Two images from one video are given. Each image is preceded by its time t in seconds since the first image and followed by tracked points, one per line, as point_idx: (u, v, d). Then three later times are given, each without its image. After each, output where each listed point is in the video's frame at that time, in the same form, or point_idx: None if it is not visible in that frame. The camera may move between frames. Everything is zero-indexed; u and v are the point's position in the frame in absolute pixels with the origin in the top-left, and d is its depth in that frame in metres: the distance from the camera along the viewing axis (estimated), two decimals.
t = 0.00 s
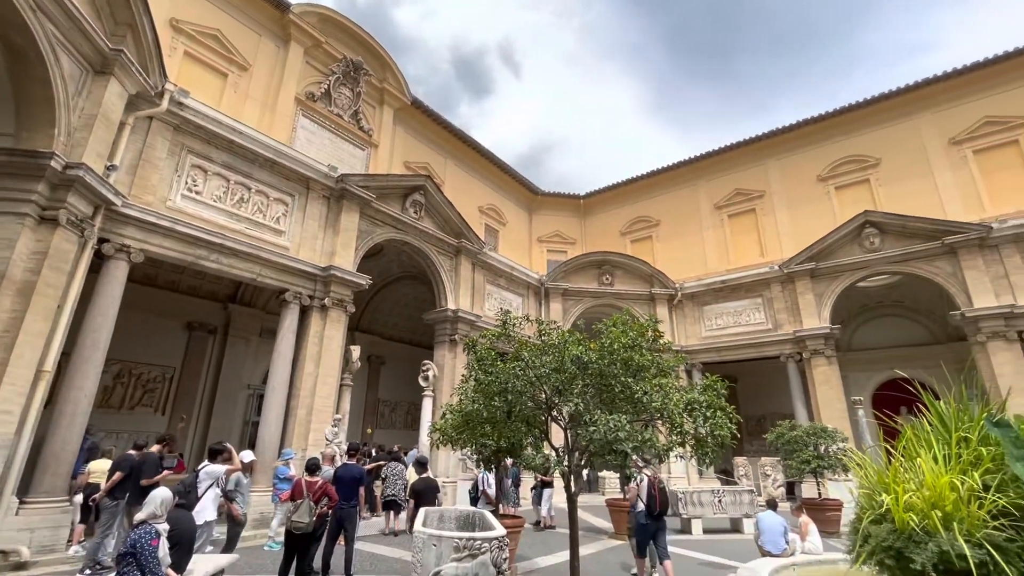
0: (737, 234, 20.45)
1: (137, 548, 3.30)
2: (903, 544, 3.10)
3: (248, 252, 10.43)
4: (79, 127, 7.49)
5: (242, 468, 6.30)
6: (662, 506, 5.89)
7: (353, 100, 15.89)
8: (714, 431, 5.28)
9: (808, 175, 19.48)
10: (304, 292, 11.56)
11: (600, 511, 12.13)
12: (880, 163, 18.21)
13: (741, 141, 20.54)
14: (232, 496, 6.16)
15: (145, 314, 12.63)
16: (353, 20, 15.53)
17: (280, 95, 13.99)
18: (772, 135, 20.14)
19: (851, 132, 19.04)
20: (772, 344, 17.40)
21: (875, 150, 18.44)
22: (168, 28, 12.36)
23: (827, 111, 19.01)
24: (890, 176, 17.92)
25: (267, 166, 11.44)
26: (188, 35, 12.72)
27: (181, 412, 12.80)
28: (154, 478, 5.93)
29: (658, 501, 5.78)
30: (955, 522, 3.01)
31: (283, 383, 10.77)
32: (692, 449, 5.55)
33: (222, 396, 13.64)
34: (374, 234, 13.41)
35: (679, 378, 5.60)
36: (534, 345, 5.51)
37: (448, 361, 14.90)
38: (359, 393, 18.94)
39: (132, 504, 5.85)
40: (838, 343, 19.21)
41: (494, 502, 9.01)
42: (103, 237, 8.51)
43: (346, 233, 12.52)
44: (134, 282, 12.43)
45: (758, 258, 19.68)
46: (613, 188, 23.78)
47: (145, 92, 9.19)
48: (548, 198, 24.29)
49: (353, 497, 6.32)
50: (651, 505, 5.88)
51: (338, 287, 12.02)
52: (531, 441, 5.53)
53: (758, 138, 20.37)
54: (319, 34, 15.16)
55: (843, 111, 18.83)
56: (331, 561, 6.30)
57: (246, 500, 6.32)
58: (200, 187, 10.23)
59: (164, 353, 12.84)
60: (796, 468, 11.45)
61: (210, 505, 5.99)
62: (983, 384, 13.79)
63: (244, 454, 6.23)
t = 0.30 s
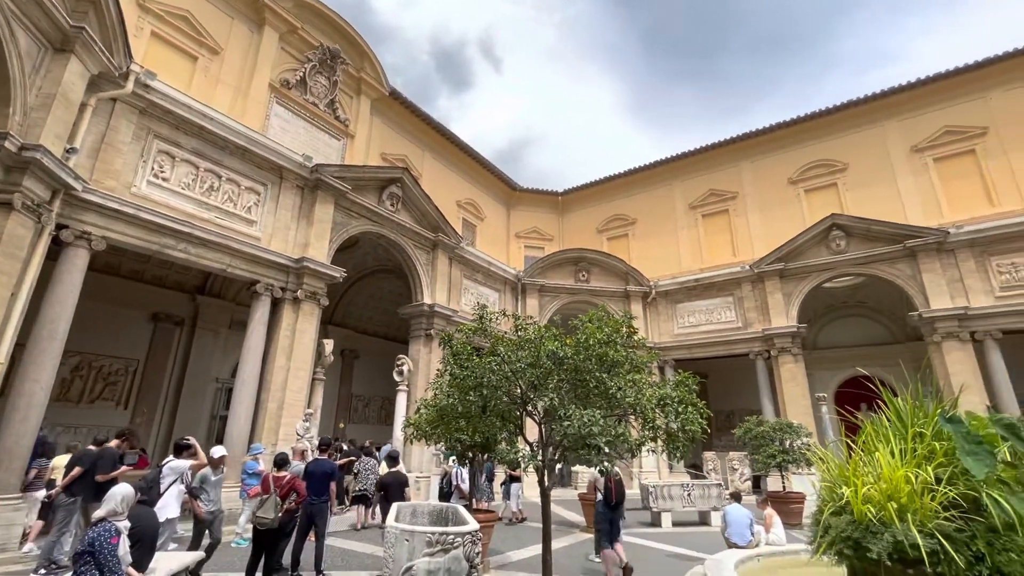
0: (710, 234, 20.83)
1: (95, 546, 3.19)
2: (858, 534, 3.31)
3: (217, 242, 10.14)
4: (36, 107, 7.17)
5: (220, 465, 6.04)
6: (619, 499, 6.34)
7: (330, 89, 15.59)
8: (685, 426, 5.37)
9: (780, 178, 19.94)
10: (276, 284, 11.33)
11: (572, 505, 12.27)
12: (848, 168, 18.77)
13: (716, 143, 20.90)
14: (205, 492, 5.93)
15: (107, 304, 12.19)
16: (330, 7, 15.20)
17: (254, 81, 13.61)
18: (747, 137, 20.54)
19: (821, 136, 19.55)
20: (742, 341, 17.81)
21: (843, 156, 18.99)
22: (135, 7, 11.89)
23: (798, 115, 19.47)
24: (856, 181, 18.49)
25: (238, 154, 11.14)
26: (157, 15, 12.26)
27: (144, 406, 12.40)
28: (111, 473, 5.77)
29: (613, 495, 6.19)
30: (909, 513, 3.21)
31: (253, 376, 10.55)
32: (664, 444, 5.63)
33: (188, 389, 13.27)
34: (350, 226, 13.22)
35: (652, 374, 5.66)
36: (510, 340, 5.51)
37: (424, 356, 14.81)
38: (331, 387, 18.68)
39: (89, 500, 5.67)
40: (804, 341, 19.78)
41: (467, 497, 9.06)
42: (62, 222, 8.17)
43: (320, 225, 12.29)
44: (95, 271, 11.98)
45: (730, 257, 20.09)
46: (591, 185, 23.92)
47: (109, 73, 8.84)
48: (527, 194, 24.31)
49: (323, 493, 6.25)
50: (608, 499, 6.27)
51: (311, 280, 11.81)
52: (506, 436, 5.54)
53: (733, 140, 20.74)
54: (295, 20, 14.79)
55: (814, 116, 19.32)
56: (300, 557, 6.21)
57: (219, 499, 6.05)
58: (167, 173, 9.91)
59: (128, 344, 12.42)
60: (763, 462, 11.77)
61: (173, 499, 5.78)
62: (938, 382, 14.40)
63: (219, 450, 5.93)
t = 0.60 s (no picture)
0: (686, 232, 21.16)
1: (54, 544, 3.09)
2: (823, 526, 3.73)
3: (186, 230, 9.86)
4: None
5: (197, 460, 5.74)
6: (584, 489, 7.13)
7: (306, 77, 15.29)
8: (658, 420, 5.48)
9: (753, 178, 20.37)
10: (248, 274, 11.09)
11: (547, 498, 12.39)
12: (818, 171, 19.28)
13: (693, 142, 21.21)
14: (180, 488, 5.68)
15: (69, 293, 11.75)
16: None
17: (226, 65, 13.24)
18: (722, 138, 20.89)
19: (794, 138, 20.01)
20: (714, 338, 18.19)
21: (814, 158, 19.49)
22: None
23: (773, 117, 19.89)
24: (826, 184, 19.01)
25: (209, 140, 10.84)
26: None
27: (107, 399, 12.01)
28: (69, 469, 5.48)
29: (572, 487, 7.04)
30: (868, 504, 3.70)
31: (223, 369, 10.33)
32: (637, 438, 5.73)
33: (155, 382, 12.90)
34: (325, 217, 13.02)
35: (626, 369, 5.74)
36: (487, 334, 5.51)
37: (400, 350, 14.71)
38: (305, 380, 18.42)
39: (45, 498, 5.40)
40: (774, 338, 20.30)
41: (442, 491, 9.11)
42: (20, 207, 7.84)
43: (295, 215, 12.07)
44: (56, 258, 11.53)
45: (705, 255, 20.45)
46: (569, 181, 24.03)
47: (71, 51, 8.49)
48: (505, 189, 24.30)
49: (295, 487, 6.17)
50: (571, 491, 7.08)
51: (285, 271, 11.60)
52: (482, 430, 5.56)
53: (709, 140, 21.08)
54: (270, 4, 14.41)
55: (788, 119, 19.76)
56: (270, 551, 6.13)
57: (194, 496, 5.77)
58: (134, 158, 9.57)
59: (90, 335, 12.00)
60: (732, 456, 12.09)
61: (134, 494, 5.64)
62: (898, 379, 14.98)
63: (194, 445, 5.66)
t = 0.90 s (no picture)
0: (663, 228, 21.42)
1: (11, 540, 2.99)
2: (790, 515, 4.20)
3: (156, 217, 9.57)
4: None
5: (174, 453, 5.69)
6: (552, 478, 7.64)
7: (283, 62, 14.96)
8: (633, 413, 5.55)
9: (730, 176, 20.70)
10: (221, 264, 10.83)
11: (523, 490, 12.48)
12: (793, 171, 19.70)
13: (673, 140, 21.42)
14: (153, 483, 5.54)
15: (29, 280, 11.31)
16: None
17: (199, 47, 12.85)
18: (701, 136, 21.16)
19: (770, 138, 20.38)
20: (689, 333, 18.50)
21: (788, 159, 19.90)
22: None
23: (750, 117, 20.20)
24: (800, 183, 19.43)
25: (181, 124, 10.52)
26: None
27: (71, 391, 11.62)
28: (27, 463, 5.29)
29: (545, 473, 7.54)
30: (833, 494, 4.18)
31: (194, 360, 10.11)
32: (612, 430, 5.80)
33: (122, 373, 12.53)
34: (301, 206, 12.80)
35: (603, 362, 5.79)
36: (465, 326, 5.49)
37: (377, 342, 14.58)
38: (279, 372, 18.13)
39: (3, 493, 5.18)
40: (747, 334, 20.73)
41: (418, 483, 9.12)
42: None
43: (270, 204, 11.82)
44: (15, 244, 11.08)
45: (682, 252, 20.74)
46: (550, 176, 24.04)
47: (31, 27, 8.13)
48: (486, 182, 24.23)
49: (268, 480, 6.08)
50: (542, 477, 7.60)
51: (259, 261, 11.37)
52: (459, 422, 5.56)
53: (688, 138, 21.33)
54: None
55: (765, 119, 20.10)
56: (241, 546, 6.01)
57: (170, 491, 5.62)
58: (99, 141, 9.24)
59: (53, 324, 11.59)
60: (705, 448, 12.34)
61: (92, 490, 5.35)
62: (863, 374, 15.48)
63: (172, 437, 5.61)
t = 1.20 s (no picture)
0: (644, 223, 21.63)
1: None
2: (761, 505, 4.59)
3: (126, 203, 9.28)
4: None
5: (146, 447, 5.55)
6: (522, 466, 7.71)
7: (261, 45, 14.61)
8: (611, 404, 5.61)
9: (710, 173, 20.95)
10: (195, 252, 10.58)
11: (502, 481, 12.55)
12: (770, 168, 20.04)
13: (655, 135, 21.56)
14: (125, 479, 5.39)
15: None
16: None
17: (173, 28, 12.44)
18: (682, 132, 21.33)
19: (749, 136, 20.66)
20: (668, 327, 18.77)
21: (766, 156, 20.22)
22: None
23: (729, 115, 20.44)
24: (777, 181, 19.79)
25: (152, 107, 10.21)
26: None
27: (36, 382, 11.24)
28: None
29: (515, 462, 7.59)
30: (802, 483, 4.55)
31: (166, 350, 9.88)
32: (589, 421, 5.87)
33: (90, 363, 12.18)
34: (279, 194, 12.57)
35: (582, 354, 5.83)
36: (444, 317, 5.47)
37: (356, 333, 14.44)
38: (255, 363, 17.84)
39: None
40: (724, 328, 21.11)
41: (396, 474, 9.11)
42: None
43: (246, 191, 11.57)
44: None
45: (662, 246, 20.97)
46: (533, 168, 24.00)
47: None
48: (468, 173, 24.10)
49: (242, 472, 5.99)
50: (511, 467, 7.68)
51: (235, 250, 11.15)
52: (439, 414, 5.56)
53: (669, 133, 21.50)
54: None
55: (744, 117, 20.36)
56: (215, 537, 5.93)
57: (143, 484, 5.48)
58: (65, 122, 8.91)
59: (16, 312, 11.19)
60: (680, 440, 12.59)
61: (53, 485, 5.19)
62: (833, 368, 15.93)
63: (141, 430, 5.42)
